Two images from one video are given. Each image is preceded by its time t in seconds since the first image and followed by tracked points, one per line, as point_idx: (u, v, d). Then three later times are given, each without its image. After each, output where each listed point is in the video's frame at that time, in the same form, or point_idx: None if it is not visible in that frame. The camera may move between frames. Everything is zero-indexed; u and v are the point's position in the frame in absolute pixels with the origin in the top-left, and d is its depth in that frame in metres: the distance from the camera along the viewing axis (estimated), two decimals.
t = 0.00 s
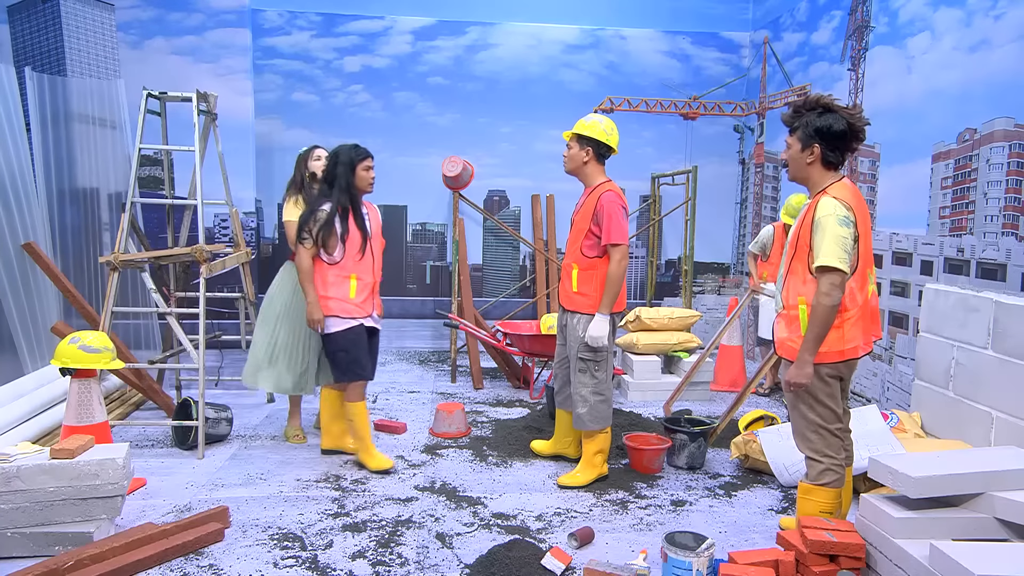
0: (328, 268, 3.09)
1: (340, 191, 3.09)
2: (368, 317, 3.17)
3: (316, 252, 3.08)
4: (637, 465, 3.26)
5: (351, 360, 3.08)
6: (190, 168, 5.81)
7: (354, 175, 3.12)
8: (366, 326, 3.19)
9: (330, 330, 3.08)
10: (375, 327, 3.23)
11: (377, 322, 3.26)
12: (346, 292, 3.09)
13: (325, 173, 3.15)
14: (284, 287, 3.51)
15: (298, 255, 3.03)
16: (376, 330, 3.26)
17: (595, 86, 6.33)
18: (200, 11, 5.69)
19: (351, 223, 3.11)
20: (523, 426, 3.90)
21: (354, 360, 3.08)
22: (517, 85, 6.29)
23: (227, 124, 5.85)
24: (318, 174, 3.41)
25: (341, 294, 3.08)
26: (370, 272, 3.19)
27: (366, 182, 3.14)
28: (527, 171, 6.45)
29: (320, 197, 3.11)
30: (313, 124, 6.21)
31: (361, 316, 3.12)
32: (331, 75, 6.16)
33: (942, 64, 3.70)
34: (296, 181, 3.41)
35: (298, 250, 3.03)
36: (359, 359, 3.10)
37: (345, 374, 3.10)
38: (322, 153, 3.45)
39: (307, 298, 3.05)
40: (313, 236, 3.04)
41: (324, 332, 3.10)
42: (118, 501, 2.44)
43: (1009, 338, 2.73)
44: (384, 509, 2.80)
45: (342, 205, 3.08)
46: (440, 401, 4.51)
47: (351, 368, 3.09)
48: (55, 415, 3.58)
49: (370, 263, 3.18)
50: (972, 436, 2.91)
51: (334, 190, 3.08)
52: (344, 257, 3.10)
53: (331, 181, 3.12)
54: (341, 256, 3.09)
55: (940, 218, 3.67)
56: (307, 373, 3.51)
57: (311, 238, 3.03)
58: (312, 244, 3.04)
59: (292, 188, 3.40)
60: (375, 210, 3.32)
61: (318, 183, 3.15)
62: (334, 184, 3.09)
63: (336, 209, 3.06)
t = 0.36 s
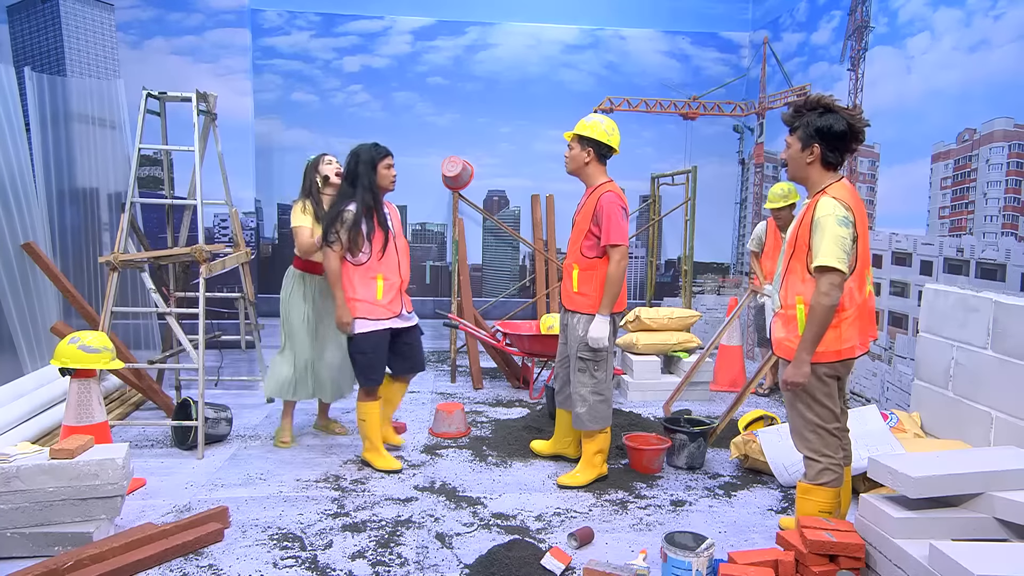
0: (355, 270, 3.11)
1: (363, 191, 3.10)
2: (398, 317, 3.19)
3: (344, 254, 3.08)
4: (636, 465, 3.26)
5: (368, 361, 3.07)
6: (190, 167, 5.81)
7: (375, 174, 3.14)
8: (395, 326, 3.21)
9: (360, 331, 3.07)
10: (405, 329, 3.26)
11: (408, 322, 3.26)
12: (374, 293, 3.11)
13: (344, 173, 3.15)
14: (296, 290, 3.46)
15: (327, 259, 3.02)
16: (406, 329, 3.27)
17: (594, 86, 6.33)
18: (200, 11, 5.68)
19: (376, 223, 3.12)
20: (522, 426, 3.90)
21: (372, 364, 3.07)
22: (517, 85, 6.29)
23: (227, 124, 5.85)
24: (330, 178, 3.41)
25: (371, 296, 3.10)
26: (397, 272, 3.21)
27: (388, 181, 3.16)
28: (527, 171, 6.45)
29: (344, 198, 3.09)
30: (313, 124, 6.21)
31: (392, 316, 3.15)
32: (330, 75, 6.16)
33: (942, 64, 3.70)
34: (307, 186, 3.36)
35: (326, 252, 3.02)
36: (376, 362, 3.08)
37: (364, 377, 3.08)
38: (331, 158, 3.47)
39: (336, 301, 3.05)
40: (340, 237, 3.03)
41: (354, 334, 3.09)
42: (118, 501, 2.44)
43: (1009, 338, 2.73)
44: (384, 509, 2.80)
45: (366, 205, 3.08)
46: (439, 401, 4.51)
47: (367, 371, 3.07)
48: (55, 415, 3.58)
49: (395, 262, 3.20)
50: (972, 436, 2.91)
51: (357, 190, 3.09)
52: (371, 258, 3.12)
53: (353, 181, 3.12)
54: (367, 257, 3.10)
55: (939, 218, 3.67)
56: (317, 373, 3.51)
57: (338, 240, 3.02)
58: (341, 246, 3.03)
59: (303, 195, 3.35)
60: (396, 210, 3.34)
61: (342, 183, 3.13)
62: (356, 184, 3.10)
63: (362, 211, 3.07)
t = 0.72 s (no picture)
0: (370, 270, 3.11)
1: (382, 191, 3.09)
2: (409, 318, 3.19)
3: (360, 254, 3.09)
4: (630, 465, 3.27)
5: (380, 359, 3.08)
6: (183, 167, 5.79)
7: (393, 175, 3.14)
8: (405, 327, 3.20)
9: (370, 331, 3.08)
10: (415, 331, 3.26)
11: (418, 324, 3.24)
12: (386, 293, 3.10)
13: (365, 173, 3.16)
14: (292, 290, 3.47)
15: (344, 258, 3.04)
16: (414, 332, 3.26)
17: (588, 86, 6.33)
18: (192, 10, 5.65)
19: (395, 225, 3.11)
20: (516, 426, 3.90)
21: (382, 363, 3.08)
22: (511, 85, 6.28)
23: (220, 124, 5.83)
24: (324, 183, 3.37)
25: (384, 296, 3.09)
26: (410, 273, 3.20)
27: (405, 181, 3.16)
28: (522, 171, 6.45)
29: (364, 198, 3.08)
30: (307, 124, 6.19)
31: (405, 317, 3.15)
32: (324, 75, 6.15)
33: (934, 64, 3.72)
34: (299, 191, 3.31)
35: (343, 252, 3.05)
36: (386, 362, 3.09)
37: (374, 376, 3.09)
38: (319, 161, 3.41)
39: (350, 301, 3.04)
40: (358, 239, 3.05)
41: (365, 333, 3.09)
42: (110, 502, 2.43)
43: (1000, 338, 2.74)
44: (378, 510, 2.79)
45: (385, 206, 3.07)
46: (433, 401, 4.51)
47: (377, 369, 3.08)
48: (46, 416, 3.56)
49: (410, 263, 3.21)
50: (963, 435, 2.93)
51: (375, 190, 3.09)
52: (386, 258, 3.11)
53: (373, 181, 3.12)
54: (383, 258, 3.10)
55: (932, 218, 3.69)
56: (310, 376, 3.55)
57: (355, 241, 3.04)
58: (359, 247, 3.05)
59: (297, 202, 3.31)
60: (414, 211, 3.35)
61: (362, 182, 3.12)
62: (375, 184, 3.10)
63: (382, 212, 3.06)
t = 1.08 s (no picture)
0: (366, 270, 3.09)
1: (374, 192, 3.11)
2: (403, 320, 3.16)
3: (356, 255, 3.05)
4: (621, 465, 3.28)
5: (374, 360, 3.07)
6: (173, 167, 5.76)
7: (382, 175, 3.13)
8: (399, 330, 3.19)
9: (370, 332, 3.04)
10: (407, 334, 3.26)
11: (411, 327, 3.23)
12: (383, 292, 3.08)
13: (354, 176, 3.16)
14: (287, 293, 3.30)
15: (341, 258, 2.98)
16: (408, 335, 3.26)
17: (580, 86, 6.34)
18: (182, 9, 5.63)
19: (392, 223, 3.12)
20: (507, 426, 3.90)
21: (377, 364, 3.07)
22: (503, 85, 6.28)
23: (210, 123, 5.81)
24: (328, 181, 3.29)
25: (380, 296, 3.07)
26: (406, 272, 3.20)
27: (395, 181, 3.16)
28: (514, 171, 6.45)
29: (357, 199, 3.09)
30: (298, 124, 6.17)
31: (399, 318, 3.12)
32: (316, 74, 6.13)
33: (922, 65, 3.74)
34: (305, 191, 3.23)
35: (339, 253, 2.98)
36: (379, 364, 3.07)
37: (365, 381, 3.06)
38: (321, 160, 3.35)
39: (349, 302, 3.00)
40: (354, 239, 2.98)
41: (363, 335, 3.05)
42: (98, 504, 2.41)
43: (988, 337, 2.76)
44: (368, 510, 2.78)
45: (380, 205, 3.08)
46: (425, 401, 4.51)
47: (370, 373, 3.06)
48: (33, 417, 3.53)
49: (407, 264, 3.21)
50: (952, 434, 2.95)
51: (366, 192, 3.10)
52: (382, 257, 3.10)
53: (364, 184, 3.13)
54: (379, 256, 3.09)
55: (920, 218, 3.72)
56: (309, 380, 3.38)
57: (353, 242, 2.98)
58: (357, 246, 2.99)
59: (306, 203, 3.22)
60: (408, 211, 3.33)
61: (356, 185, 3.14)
62: (366, 185, 3.11)
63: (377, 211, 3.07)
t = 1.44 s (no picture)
0: (364, 270, 3.07)
1: (374, 191, 3.06)
2: (400, 321, 3.15)
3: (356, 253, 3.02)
4: (615, 465, 3.28)
5: (369, 362, 3.06)
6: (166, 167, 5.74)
7: (383, 174, 3.09)
8: (396, 333, 3.17)
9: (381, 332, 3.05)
10: (404, 336, 3.22)
11: (409, 329, 3.20)
12: (381, 293, 3.07)
13: (356, 175, 3.13)
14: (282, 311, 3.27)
15: (343, 257, 2.94)
16: (405, 337, 3.22)
17: (574, 86, 6.34)
18: (175, 8, 5.62)
19: (390, 223, 3.07)
20: (502, 426, 3.90)
21: (372, 365, 3.05)
22: (497, 85, 6.28)
23: (203, 123, 5.79)
24: (288, 188, 3.24)
25: (379, 296, 3.07)
26: (405, 273, 3.19)
27: (396, 181, 3.11)
28: (508, 171, 6.45)
29: (357, 198, 3.05)
30: (291, 123, 6.15)
31: (396, 319, 3.11)
32: (309, 74, 6.11)
33: (914, 66, 3.76)
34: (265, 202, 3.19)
35: (341, 251, 2.95)
36: (376, 365, 3.06)
37: (362, 383, 3.05)
38: (287, 167, 3.27)
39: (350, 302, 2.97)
40: (355, 237, 2.96)
41: (372, 334, 3.05)
42: (90, 505, 2.40)
43: (980, 337, 2.78)
44: (362, 511, 2.78)
45: (380, 205, 3.03)
46: (419, 401, 4.51)
47: (366, 375, 3.05)
48: (24, 418, 3.51)
49: (404, 265, 3.19)
50: (944, 433, 2.96)
51: (366, 191, 3.05)
52: (381, 257, 3.08)
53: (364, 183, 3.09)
54: (378, 257, 3.07)
55: (912, 218, 3.73)
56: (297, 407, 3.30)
57: (353, 240, 2.96)
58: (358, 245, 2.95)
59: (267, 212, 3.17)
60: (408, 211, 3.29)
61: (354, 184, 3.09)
62: (366, 184, 3.06)
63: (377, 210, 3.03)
